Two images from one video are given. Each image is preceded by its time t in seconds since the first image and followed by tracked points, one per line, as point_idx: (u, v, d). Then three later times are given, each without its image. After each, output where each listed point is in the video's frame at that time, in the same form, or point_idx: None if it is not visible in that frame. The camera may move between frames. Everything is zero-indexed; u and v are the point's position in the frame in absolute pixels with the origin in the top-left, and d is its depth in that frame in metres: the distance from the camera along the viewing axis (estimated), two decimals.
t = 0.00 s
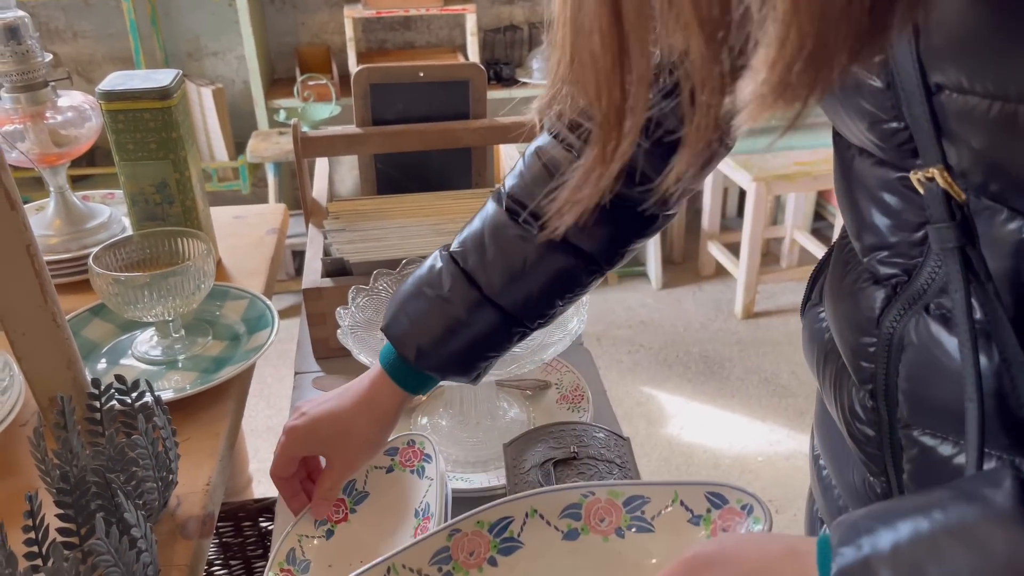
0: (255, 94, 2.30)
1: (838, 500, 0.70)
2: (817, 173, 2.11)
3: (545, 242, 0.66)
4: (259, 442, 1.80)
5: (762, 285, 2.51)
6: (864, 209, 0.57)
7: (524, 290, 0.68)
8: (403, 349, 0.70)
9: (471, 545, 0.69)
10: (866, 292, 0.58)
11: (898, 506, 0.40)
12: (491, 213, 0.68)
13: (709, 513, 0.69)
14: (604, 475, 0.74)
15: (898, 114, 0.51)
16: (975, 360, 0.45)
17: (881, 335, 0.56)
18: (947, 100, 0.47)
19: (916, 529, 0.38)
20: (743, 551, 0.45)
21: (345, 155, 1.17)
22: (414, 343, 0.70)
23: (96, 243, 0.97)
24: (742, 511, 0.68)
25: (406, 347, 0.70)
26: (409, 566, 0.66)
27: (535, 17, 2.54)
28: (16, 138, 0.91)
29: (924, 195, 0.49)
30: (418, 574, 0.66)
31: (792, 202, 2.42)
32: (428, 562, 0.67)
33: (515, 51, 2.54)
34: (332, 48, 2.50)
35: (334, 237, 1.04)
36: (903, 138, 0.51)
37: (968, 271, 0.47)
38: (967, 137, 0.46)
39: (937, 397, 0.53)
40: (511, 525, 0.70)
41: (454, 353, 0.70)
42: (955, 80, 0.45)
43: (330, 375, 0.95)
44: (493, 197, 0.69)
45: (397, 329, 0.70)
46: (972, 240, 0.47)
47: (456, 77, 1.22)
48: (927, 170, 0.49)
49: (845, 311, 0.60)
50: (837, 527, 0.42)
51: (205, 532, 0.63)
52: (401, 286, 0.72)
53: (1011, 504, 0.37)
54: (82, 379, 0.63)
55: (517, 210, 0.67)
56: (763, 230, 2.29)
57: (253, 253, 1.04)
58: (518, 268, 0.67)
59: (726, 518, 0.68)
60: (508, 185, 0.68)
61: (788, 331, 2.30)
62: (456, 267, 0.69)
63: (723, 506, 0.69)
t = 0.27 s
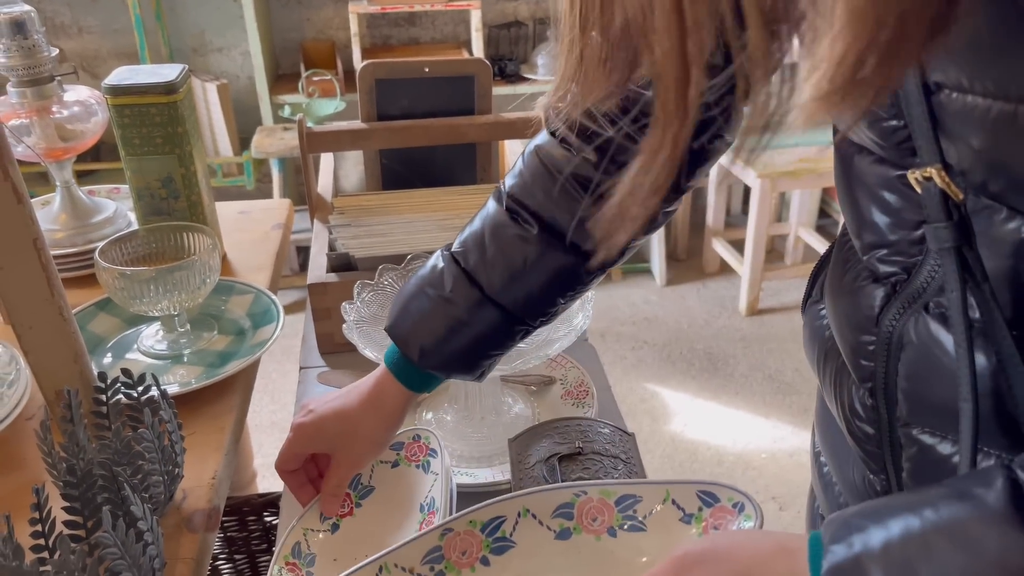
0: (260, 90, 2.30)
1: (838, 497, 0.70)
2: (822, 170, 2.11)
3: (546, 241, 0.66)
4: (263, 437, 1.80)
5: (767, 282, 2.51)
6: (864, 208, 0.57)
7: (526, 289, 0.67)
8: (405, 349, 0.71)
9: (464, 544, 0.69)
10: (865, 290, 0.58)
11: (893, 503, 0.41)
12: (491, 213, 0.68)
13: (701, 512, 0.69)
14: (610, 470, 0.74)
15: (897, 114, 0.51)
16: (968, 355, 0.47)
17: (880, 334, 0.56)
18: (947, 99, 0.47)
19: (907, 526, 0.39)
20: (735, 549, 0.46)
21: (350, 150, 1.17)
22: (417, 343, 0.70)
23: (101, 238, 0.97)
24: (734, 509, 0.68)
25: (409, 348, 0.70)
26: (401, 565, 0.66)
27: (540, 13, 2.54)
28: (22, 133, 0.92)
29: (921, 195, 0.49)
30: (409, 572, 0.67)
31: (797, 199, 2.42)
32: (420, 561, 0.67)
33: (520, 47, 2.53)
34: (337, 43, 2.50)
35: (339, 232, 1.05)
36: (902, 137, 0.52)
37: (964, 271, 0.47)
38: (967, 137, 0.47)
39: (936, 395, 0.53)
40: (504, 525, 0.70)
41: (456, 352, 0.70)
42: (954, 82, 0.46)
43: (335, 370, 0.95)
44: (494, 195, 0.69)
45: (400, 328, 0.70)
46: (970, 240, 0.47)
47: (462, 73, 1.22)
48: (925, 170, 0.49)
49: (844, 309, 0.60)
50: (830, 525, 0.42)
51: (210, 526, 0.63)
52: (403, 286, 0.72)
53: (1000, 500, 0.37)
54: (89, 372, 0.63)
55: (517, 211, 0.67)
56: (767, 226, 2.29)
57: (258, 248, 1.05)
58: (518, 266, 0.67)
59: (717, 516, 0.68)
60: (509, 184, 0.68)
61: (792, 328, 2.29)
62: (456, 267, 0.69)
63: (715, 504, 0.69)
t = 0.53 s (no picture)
0: (265, 86, 2.30)
1: (838, 496, 0.70)
2: (827, 168, 2.10)
3: (548, 239, 0.66)
4: (268, 434, 1.81)
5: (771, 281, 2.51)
6: (863, 207, 0.57)
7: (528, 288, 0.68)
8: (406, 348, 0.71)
9: (454, 544, 0.69)
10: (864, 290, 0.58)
11: (880, 501, 0.42)
12: (491, 213, 0.68)
13: (690, 513, 0.68)
14: (614, 467, 0.74)
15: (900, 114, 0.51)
16: (961, 352, 0.47)
17: (879, 332, 0.56)
18: (946, 98, 0.47)
19: (894, 523, 0.40)
20: (724, 545, 0.47)
21: (355, 147, 1.17)
22: (419, 342, 0.70)
23: (107, 234, 0.97)
24: (724, 510, 0.67)
25: (410, 346, 0.71)
26: (389, 563, 0.66)
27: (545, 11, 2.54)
28: (29, 129, 0.92)
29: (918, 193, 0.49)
30: (398, 571, 0.66)
31: (801, 198, 2.41)
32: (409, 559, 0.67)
33: (525, 45, 2.53)
34: (342, 40, 2.50)
35: (344, 229, 1.05)
36: (902, 137, 0.52)
37: (959, 270, 0.47)
38: (965, 136, 0.47)
39: (934, 394, 0.54)
40: (494, 525, 0.70)
41: (460, 349, 0.70)
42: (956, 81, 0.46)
43: (339, 367, 0.95)
44: (493, 194, 0.70)
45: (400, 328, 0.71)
46: (966, 239, 0.47)
47: (467, 71, 1.22)
48: (921, 168, 0.49)
49: (844, 307, 0.60)
50: (818, 522, 0.44)
51: (215, 521, 0.63)
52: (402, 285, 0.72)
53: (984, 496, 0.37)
54: (95, 368, 0.63)
55: (519, 210, 0.67)
56: (772, 225, 2.29)
57: (263, 245, 1.05)
58: (519, 264, 0.67)
59: (706, 516, 0.67)
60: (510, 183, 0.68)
61: (796, 327, 2.29)
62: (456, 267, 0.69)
63: (705, 505, 0.68)
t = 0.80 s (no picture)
0: (270, 84, 2.31)
1: (843, 493, 0.71)
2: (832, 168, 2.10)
3: (559, 237, 0.66)
4: (271, 431, 1.81)
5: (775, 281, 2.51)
6: (866, 205, 0.57)
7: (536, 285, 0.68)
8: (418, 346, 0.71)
9: (450, 544, 0.69)
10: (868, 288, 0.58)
11: (866, 506, 0.41)
12: (503, 210, 0.68)
13: (683, 516, 0.69)
14: (617, 466, 0.75)
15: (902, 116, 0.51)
16: (958, 353, 0.47)
17: (880, 332, 0.56)
18: (947, 102, 0.48)
19: (876, 530, 0.39)
20: (712, 548, 0.46)
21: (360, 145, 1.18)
22: (431, 339, 0.70)
23: (113, 231, 0.98)
24: (716, 514, 0.68)
25: (423, 343, 0.71)
26: (387, 561, 0.66)
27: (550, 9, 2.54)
28: (35, 125, 0.92)
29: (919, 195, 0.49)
30: (394, 570, 0.67)
31: (806, 198, 2.41)
32: (406, 558, 0.67)
33: (530, 44, 2.53)
34: (347, 39, 2.50)
35: (349, 227, 1.05)
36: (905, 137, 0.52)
37: (958, 271, 0.47)
38: (966, 139, 0.47)
39: (935, 395, 0.54)
40: (490, 526, 0.70)
41: (472, 346, 0.70)
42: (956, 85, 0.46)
43: (343, 364, 0.96)
44: (504, 191, 0.70)
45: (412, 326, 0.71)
46: (966, 242, 0.47)
47: (472, 69, 1.22)
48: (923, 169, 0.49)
49: (847, 305, 0.60)
50: (804, 524, 0.43)
51: (219, 517, 0.64)
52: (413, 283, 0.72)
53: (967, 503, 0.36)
54: (100, 364, 0.63)
55: (529, 207, 0.67)
56: (776, 225, 2.29)
57: (268, 243, 1.05)
58: (530, 261, 0.67)
59: (699, 520, 0.68)
60: (522, 180, 0.68)
61: (799, 327, 2.29)
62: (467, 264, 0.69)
63: (698, 508, 0.69)
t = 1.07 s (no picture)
0: (275, 83, 2.31)
1: (849, 492, 0.71)
2: (836, 169, 2.10)
3: (568, 232, 0.66)
4: (275, 429, 1.82)
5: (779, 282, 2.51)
6: (874, 206, 0.57)
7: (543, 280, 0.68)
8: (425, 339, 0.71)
9: (449, 531, 0.69)
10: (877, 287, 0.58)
11: (864, 500, 0.42)
12: (514, 204, 0.68)
13: (681, 508, 0.69)
14: (620, 464, 0.75)
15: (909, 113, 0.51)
16: (962, 351, 0.47)
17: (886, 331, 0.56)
18: (953, 101, 0.48)
19: (874, 524, 0.40)
20: (709, 539, 0.48)
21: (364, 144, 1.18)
22: (438, 332, 0.71)
23: (118, 228, 0.98)
24: (714, 506, 0.68)
25: (432, 337, 0.71)
26: (386, 548, 0.67)
27: (555, 9, 2.54)
28: (42, 123, 0.93)
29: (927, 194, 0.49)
30: (394, 557, 0.67)
31: (810, 199, 2.41)
32: (404, 545, 0.67)
33: (535, 44, 2.54)
34: (352, 38, 2.50)
35: (353, 226, 1.05)
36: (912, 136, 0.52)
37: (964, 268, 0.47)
38: (972, 139, 0.47)
39: (939, 394, 0.54)
40: (489, 515, 0.70)
41: (480, 340, 0.70)
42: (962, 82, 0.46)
43: (347, 362, 0.96)
44: (515, 186, 0.70)
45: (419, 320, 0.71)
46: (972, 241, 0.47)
47: (477, 69, 1.22)
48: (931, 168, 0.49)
49: (853, 303, 0.60)
50: (801, 518, 0.44)
51: (224, 513, 0.64)
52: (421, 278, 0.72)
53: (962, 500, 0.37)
54: (106, 361, 0.64)
55: (540, 200, 0.67)
56: (780, 225, 2.28)
57: (273, 241, 1.05)
58: (539, 256, 0.67)
59: (696, 513, 0.68)
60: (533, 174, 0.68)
61: (803, 328, 2.29)
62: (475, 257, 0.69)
63: (696, 501, 0.69)
